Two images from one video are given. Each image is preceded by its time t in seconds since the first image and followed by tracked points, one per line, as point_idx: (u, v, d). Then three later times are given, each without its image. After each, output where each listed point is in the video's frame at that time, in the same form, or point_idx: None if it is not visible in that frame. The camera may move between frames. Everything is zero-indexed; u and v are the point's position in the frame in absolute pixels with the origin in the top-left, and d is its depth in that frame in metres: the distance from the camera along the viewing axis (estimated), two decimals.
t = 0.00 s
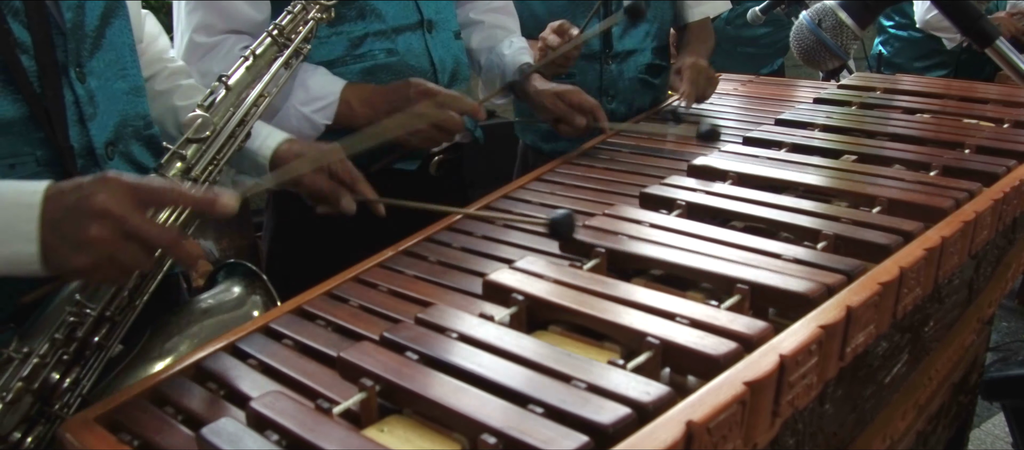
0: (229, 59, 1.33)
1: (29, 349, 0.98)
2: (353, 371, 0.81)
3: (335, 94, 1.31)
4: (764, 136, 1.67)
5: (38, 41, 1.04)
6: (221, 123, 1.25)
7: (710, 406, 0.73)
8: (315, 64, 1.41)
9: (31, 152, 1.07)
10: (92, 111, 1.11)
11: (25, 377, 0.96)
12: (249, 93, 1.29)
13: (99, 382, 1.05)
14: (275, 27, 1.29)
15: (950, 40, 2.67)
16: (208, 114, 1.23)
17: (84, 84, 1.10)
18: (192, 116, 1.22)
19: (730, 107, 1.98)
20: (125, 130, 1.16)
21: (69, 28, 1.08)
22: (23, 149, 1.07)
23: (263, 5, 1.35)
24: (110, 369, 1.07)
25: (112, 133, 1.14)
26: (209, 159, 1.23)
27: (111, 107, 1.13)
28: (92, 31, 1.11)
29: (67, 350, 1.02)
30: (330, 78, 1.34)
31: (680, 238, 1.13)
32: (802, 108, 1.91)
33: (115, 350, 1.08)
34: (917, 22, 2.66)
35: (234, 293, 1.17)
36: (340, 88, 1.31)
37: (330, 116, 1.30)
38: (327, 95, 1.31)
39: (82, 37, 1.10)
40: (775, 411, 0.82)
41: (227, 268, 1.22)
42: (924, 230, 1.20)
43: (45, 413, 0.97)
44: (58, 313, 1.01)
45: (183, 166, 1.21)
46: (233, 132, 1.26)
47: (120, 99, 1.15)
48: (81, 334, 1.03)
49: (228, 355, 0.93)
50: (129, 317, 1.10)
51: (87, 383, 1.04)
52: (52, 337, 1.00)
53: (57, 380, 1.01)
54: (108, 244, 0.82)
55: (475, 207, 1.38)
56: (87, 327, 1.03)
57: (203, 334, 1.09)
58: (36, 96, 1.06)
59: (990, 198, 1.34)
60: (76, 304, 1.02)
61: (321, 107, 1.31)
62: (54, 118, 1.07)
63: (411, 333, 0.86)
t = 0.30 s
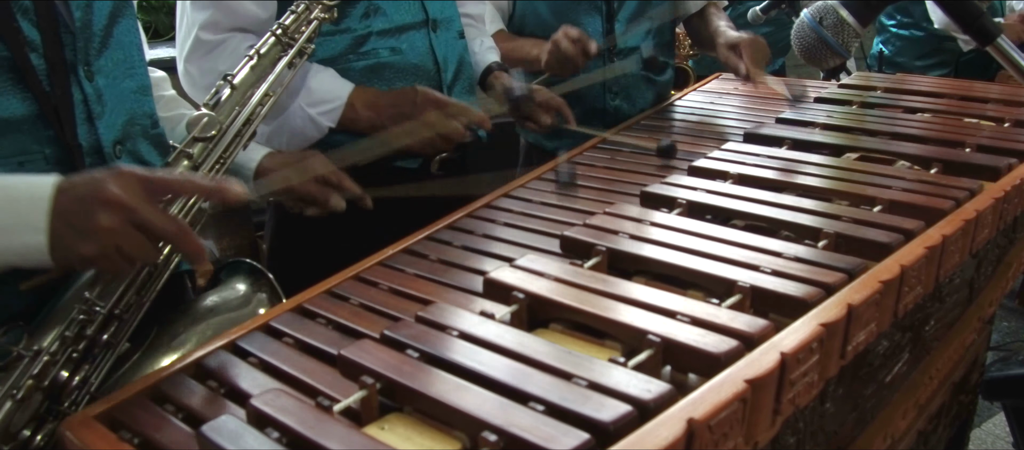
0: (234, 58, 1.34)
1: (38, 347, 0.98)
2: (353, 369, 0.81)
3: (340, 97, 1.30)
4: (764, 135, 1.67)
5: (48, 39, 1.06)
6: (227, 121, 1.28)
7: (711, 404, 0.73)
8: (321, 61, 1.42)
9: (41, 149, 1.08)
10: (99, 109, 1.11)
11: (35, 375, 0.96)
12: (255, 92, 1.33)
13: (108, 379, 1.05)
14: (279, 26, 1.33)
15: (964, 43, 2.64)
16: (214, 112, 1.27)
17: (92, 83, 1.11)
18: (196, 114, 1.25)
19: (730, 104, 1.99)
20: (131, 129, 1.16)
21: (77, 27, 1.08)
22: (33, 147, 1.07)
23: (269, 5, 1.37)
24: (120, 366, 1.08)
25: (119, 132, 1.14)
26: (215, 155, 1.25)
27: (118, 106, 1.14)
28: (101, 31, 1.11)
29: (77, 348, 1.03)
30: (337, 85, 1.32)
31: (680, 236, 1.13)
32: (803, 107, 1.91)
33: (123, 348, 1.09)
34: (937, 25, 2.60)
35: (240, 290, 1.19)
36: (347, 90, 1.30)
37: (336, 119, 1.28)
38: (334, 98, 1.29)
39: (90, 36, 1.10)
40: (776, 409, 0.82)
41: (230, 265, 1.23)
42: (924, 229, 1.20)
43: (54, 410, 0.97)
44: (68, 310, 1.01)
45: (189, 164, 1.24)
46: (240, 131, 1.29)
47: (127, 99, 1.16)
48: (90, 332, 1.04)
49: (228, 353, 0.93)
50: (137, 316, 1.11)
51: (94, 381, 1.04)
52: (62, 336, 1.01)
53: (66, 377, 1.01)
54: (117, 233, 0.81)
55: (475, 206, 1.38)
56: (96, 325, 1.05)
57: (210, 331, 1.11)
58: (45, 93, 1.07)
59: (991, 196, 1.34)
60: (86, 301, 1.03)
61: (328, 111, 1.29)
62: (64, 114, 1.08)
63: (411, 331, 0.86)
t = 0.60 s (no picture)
0: (234, 58, 1.35)
1: (42, 342, 0.99)
2: (352, 367, 0.81)
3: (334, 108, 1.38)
4: (763, 135, 1.67)
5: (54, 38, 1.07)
6: (230, 120, 1.27)
7: (709, 403, 0.73)
8: (320, 60, 1.42)
9: (44, 145, 1.07)
10: (104, 108, 1.12)
11: (39, 370, 0.97)
12: (256, 91, 1.31)
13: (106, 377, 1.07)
14: (280, 26, 1.32)
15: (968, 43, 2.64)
16: (216, 111, 1.25)
17: (97, 82, 1.12)
18: (200, 112, 1.23)
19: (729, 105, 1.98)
20: (136, 128, 1.17)
21: (83, 27, 1.10)
22: (35, 143, 1.06)
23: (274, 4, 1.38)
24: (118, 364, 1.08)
25: (123, 131, 1.15)
26: (217, 155, 1.24)
27: (123, 105, 1.15)
28: (106, 31, 1.13)
29: (80, 343, 1.04)
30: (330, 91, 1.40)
31: (680, 235, 1.13)
32: (803, 107, 1.91)
33: (123, 345, 1.10)
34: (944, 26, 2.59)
35: (240, 287, 1.17)
36: (342, 103, 1.38)
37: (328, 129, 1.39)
38: (328, 108, 1.38)
39: (96, 35, 1.12)
40: (774, 407, 0.82)
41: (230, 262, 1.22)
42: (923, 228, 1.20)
43: (56, 405, 0.99)
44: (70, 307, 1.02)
45: (191, 162, 1.22)
46: (241, 129, 1.29)
47: (132, 99, 1.16)
48: (93, 327, 1.05)
49: (227, 352, 0.93)
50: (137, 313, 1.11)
51: (96, 376, 1.06)
52: (65, 331, 1.01)
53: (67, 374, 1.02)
54: (69, 265, 0.88)
55: (474, 205, 1.37)
56: (98, 320, 1.05)
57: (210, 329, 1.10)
58: (50, 90, 1.07)
59: (989, 196, 1.34)
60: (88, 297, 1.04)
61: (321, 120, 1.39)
62: (68, 112, 1.08)
63: (410, 330, 0.86)
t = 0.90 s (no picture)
0: (237, 60, 1.36)
1: (49, 333, 1.01)
2: (352, 364, 0.82)
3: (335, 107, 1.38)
4: (762, 134, 1.67)
5: (63, 35, 1.07)
6: (237, 116, 1.29)
7: (706, 400, 0.73)
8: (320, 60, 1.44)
9: (53, 141, 1.07)
10: (112, 104, 1.13)
11: (45, 360, 1.00)
12: (263, 90, 1.33)
13: (114, 369, 1.09)
14: (290, 25, 1.33)
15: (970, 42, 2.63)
16: (224, 108, 1.28)
17: (105, 79, 1.12)
18: (208, 110, 1.25)
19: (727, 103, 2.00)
20: (143, 124, 1.17)
21: (92, 24, 1.10)
22: (44, 139, 1.07)
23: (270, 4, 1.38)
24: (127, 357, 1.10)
25: (130, 127, 1.15)
26: (225, 151, 1.26)
27: (130, 102, 1.15)
28: (113, 28, 1.13)
29: (87, 336, 1.05)
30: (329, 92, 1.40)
31: (678, 234, 1.13)
32: (802, 106, 1.91)
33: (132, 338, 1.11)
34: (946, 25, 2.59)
35: (247, 283, 1.18)
36: (342, 103, 1.38)
37: (328, 130, 1.39)
38: (328, 108, 1.37)
39: (104, 33, 1.12)
40: (772, 405, 0.83)
41: (241, 260, 1.23)
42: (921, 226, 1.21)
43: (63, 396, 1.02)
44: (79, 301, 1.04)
45: (200, 158, 1.23)
46: (248, 127, 1.31)
47: (140, 95, 1.17)
48: (99, 321, 1.06)
49: (227, 349, 0.94)
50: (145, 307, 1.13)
51: (103, 369, 1.08)
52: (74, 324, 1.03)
53: (74, 365, 1.05)
54: (66, 277, 0.88)
55: (474, 205, 1.38)
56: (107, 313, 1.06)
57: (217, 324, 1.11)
58: (59, 87, 1.07)
59: (988, 195, 1.34)
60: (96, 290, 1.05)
61: (321, 120, 1.38)
62: (77, 109, 1.08)
63: (410, 327, 0.86)
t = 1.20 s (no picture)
0: (236, 60, 1.37)
1: (59, 333, 1.03)
2: (351, 363, 0.82)
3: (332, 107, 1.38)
4: (760, 134, 1.67)
5: (63, 36, 1.07)
6: (237, 116, 1.31)
7: (703, 398, 0.73)
8: (321, 60, 1.45)
9: (54, 142, 1.07)
10: (112, 105, 1.13)
11: (56, 359, 1.01)
12: (262, 89, 1.34)
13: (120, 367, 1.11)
14: (285, 25, 1.34)
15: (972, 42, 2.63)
16: (223, 107, 1.29)
17: (105, 79, 1.13)
18: (208, 110, 1.27)
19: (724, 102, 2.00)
20: (143, 125, 1.18)
21: (92, 25, 1.11)
22: (46, 139, 1.07)
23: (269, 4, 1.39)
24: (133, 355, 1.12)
25: (131, 128, 1.15)
26: (227, 149, 1.29)
27: (129, 102, 1.16)
28: (113, 29, 1.15)
29: (94, 335, 1.07)
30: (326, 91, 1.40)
31: (677, 234, 1.13)
32: (801, 107, 1.91)
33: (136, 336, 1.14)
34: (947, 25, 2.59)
35: (248, 280, 1.19)
36: (340, 102, 1.38)
37: (327, 129, 1.40)
38: (326, 108, 1.38)
39: (103, 34, 1.13)
40: (769, 404, 0.83)
41: (239, 259, 1.24)
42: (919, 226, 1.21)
43: (72, 394, 1.04)
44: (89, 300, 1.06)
45: (200, 157, 1.26)
46: (248, 126, 1.32)
47: (138, 96, 1.17)
48: (108, 319, 1.08)
49: (226, 348, 0.94)
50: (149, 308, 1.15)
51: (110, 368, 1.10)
52: (82, 323, 1.05)
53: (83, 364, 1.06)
54: (61, 271, 0.91)
55: (473, 205, 1.38)
56: (114, 311, 1.09)
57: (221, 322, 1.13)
58: (61, 88, 1.07)
59: (986, 194, 1.35)
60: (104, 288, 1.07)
61: (321, 120, 1.39)
62: (77, 109, 1.09)
63: (408, 327, 0.87)
